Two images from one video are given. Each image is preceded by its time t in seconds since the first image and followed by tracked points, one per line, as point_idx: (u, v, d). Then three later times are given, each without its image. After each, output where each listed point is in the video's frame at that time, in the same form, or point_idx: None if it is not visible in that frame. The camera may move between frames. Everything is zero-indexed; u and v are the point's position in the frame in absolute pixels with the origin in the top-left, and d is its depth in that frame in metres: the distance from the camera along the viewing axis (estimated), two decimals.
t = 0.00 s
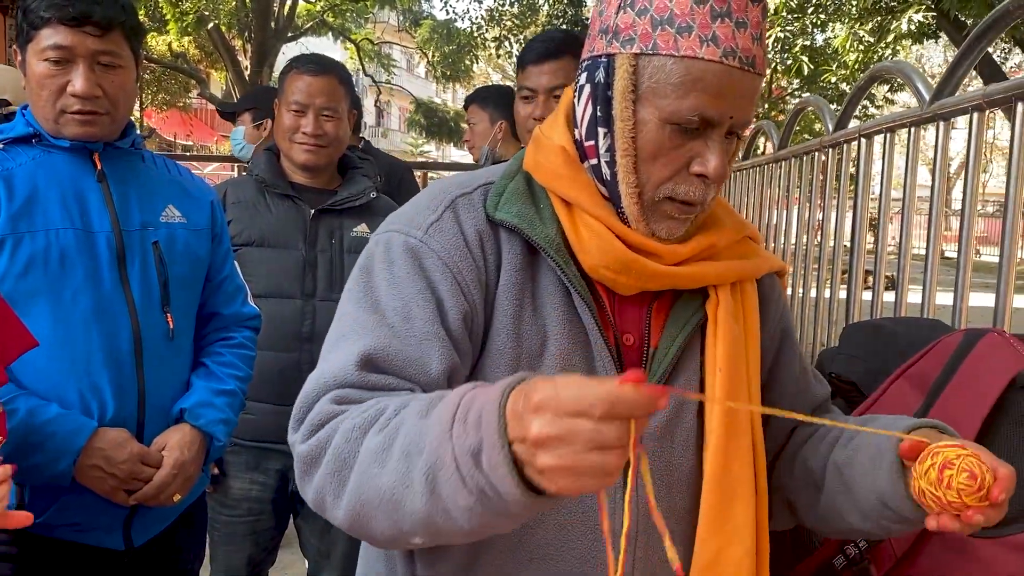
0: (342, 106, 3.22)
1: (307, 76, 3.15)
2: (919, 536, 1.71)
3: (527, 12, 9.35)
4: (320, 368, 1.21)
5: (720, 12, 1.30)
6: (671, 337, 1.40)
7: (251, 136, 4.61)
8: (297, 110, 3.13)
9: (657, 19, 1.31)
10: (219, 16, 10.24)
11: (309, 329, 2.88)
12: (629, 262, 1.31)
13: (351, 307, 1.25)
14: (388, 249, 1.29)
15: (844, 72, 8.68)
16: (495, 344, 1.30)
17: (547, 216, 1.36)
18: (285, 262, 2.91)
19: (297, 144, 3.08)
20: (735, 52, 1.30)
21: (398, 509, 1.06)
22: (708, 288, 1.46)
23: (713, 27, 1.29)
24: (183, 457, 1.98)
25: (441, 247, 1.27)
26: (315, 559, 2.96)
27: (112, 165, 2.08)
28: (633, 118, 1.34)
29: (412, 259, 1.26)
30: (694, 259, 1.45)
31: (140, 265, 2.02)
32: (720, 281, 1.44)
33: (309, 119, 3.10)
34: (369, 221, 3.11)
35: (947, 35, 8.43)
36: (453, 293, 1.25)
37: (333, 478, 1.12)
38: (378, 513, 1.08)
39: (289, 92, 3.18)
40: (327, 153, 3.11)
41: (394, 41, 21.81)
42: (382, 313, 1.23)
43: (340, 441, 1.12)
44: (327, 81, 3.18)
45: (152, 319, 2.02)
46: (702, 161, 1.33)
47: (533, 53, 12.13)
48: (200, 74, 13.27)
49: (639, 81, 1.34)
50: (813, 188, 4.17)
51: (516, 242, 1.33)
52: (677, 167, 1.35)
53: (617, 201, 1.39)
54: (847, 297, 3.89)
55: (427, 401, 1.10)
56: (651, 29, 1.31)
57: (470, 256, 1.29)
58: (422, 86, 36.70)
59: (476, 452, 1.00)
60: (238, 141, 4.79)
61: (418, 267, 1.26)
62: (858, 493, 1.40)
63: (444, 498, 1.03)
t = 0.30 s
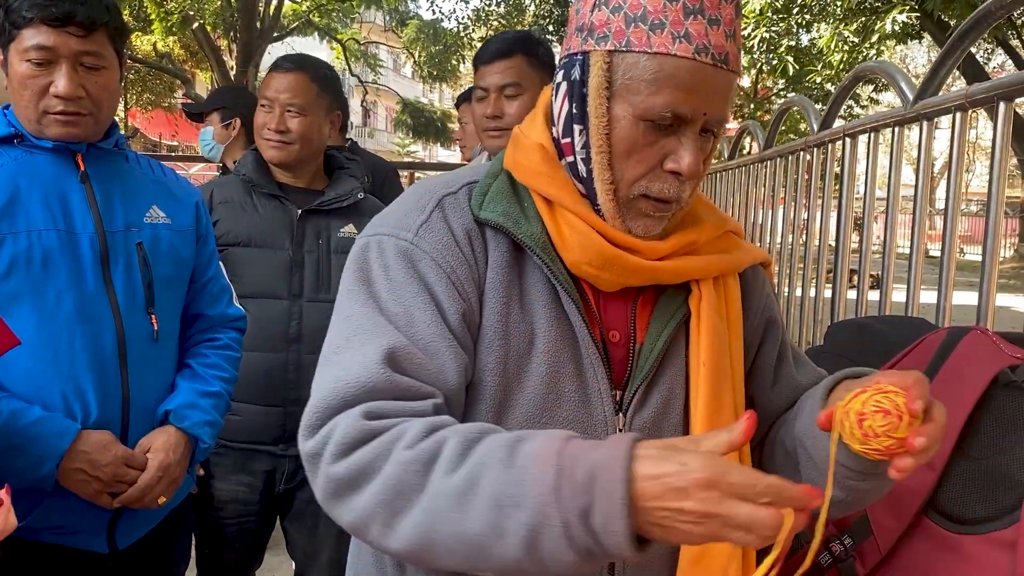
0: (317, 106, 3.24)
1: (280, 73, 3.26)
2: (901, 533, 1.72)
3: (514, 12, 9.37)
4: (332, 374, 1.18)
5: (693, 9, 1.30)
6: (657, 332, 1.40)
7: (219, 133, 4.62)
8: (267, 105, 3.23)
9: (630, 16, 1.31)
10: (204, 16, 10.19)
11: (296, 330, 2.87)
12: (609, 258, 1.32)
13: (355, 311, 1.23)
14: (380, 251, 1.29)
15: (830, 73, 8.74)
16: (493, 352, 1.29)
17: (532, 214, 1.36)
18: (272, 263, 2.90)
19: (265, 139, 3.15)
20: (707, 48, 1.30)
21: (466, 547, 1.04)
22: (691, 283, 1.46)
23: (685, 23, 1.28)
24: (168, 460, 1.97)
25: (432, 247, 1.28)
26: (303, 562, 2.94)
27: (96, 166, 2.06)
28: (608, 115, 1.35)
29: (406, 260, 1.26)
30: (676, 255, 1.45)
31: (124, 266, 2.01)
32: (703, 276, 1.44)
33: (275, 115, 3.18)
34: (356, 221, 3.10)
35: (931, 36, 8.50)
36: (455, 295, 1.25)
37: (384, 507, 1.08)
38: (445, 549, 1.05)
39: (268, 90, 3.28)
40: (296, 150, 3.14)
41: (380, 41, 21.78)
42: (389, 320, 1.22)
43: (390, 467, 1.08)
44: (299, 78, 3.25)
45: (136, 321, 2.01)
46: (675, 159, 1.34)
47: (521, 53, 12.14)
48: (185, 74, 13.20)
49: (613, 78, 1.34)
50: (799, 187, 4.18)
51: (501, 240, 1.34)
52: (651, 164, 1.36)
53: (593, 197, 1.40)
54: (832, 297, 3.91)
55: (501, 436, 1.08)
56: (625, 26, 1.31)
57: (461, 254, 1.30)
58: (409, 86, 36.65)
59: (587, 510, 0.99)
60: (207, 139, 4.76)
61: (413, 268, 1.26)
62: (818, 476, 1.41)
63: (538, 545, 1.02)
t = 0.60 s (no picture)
0: (301, 105, 3.24)
1: (263, 73, 3.25)
2: (891, 529, 1.74)
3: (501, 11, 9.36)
4: (319, 376, 1.19)
5: (672, 11, 1.30)
6: (647, 334, 1.40)
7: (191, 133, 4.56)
8: (252, 104, 3.22)
9: (610, 17, 1.31)
10: (189, 14, 10.14)
11: (284, 330, 2.86)
12: (598, 259, 1.32)
13: (343, 314, 1.23)
14: (369, 253, 1.28)
15: (815, 71, 8.79)
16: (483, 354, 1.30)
17: (520, 216, 1.37)
18: (260, 262, 2.89)
19: (250, 139, 3.14)
20: (687, 51, 1.29)
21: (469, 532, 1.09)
22: (681, 284, 1.46)
23: (665, 25, 1.28)
24: (154, 461, 1.96)
25: (422, 249, 1.28)
26: (292, 562, 2.93)
27: (80, 166, 2.05)
28: (587, 117, 1.36)
29: (394, 263, 1.26)
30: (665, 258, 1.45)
31: (109, 266, 1.99)
32: (693, 278, 1.44)
33: (258, 114, 3.18)
34: (343, 221, 3.09)
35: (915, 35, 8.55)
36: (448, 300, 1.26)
37: (381, 504, 1.11)
38: (451, 535, 1.10)
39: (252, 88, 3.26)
40: (279, 149, 3.13)
41: (366, 39, 21.72)
42: (379, 324, 1.22)
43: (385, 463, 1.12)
44: (284, 78, 3.24)
45: (122, 322, 1.99)
46: (656, 161, 1.34)
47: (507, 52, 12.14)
48: (171, 73, 13.12)
49: (593, 81, 1.35)
50: (784, 186, 4.20)
51: (491, 243, 1.34)
52: (632, 167, 1.35)
53: (576, 197, 1.40)
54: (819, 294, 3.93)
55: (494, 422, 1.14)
56: (604, 28, 1.32)
57: (450, 256, 1.30)
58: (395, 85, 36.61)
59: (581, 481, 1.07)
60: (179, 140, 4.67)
61: (402, 270, 1.26)
62: (806, 474, 1.44)
63: (547, 520, 1.08)
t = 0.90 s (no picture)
0: (288, 103, 3.21)
1: (250, 71, 3.23)
2: (877, 527, 1.73)
3: (490, 9, 9.33)
4: (285, 374, 1.26)
5: (677, 17, 1.31)
6: (640, 342, 1.40)
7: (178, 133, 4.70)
8: (238, 103, 3.21)
9: (614, 22, 1.31)
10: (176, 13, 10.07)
11: (273, 330, 2.86)
12: (593, 267, 1.32)
13: (314, 312, 1.28)
14: (351, 252, 1.31)
15: (803, 69, 8.81)
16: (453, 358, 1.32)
17: (513, 218, 1.37)
18: (248, 262, 2.88)
19: (237, 138, 3.13)
20: (690, 59, 1.29)
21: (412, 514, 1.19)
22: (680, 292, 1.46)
23: (669, 32, 1.29)
24: (140, 462, 1.96)
25: (403, 254, 1.29)
26: (282, 563, 2.93)
27: (64, 165, 2.03)
28: (588, 123, 1.36)
29: (374, 266, 1.29)
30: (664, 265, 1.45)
31: (95, 266, 1.98)
32: (692, 284, 1.43)
33: (244, 112, 3.16)
34: (332, 219, 3.07)
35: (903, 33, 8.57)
36: (420, 309, 1.27)
37: (344, 499, 1.21)
38: (412, 526, 1.21)
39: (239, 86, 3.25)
40: (266, 147, 3.12)
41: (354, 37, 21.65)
42: (347, 323, 1.27)
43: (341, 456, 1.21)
44: (270, 76, 3.22)
45: (108, 322, 1.98)
46: (657, 169, 1.34)
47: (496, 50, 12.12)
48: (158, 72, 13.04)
49: (595, 86, 1.35)
50: (773, 184, 4.21)
51: (480, 246, 1.35)
52: (632, 174, 1.35)
53: (574, 203, 1.40)
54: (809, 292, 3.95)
55: (449, 421, 1.22)
56: (608, 33, 1.32)
57: (434, 262, 1.31)
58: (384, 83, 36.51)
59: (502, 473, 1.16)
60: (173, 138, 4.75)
61: (381, 273, 1.29)
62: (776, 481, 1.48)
63: (503, 507, 1.18)
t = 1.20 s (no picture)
0: (274, 102, 3.29)
1: (239, 70, 3.32)
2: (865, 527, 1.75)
3: (482, 6, 9.35)
4: (234, 328, 1.29)
5: (716, 36, 1.34)
6: (652, 348, 1.45)
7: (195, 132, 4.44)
8: (227, 101, 3.29)
9: (649, 37, 1.34)
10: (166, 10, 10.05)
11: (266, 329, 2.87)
12: (607, 278, 1.35)
13: (274, 280, 1.30)
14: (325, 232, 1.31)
15: (795, 66, 8.85)
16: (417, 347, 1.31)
17: (519, 222, 1.38)
18: (238, 258, 2.89)
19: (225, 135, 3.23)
20: (725, 79, 1.34)
21: (294, 479, 1.16)
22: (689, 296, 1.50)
23: (706, 50, 1.32)
24: (126, 463, 1.98)
25: (375, 244, 1.28)
26: (274, 562, 2.93)
27: (50, 162, 2.03)
28: (617, 137, 1.38)
29: (340, 252, 1.28)
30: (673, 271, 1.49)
31: (80, 265, 1.99)
32: (702, 291, 1.48)
33: (232, 110, 3.24)
34: (323, 217, 3.08)
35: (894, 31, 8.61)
36: (374, 299, 1.26)
37: (228, 436, 1.21)
38: (271, 474, 1.17)
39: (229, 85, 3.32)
40: (252, 144, 3.20)
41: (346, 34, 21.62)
42: (305, 299, 1.28)
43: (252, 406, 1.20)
44: (258, 74, 3.31)
45: (94, 321, 1.99)
46: (683, 185, 1.38)
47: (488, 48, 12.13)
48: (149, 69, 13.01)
49: (625, 100, 1.37)
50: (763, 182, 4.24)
51: (482, 249, 1.35)
52: (657, 189, 1.39)
53: (594, 214, 1.44)
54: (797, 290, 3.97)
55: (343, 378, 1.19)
56: (642, 48, 1.34)
57: (405, 255, 1.30)
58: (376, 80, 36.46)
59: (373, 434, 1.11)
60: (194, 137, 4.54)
61: (344, 257, 1.28)
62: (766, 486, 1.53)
63: (348, 465, 1.12)
